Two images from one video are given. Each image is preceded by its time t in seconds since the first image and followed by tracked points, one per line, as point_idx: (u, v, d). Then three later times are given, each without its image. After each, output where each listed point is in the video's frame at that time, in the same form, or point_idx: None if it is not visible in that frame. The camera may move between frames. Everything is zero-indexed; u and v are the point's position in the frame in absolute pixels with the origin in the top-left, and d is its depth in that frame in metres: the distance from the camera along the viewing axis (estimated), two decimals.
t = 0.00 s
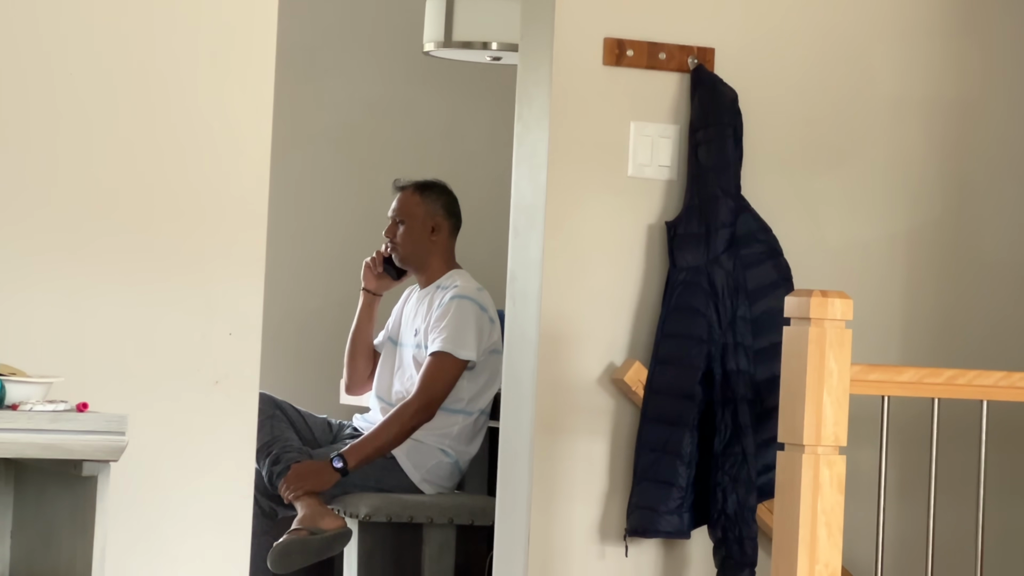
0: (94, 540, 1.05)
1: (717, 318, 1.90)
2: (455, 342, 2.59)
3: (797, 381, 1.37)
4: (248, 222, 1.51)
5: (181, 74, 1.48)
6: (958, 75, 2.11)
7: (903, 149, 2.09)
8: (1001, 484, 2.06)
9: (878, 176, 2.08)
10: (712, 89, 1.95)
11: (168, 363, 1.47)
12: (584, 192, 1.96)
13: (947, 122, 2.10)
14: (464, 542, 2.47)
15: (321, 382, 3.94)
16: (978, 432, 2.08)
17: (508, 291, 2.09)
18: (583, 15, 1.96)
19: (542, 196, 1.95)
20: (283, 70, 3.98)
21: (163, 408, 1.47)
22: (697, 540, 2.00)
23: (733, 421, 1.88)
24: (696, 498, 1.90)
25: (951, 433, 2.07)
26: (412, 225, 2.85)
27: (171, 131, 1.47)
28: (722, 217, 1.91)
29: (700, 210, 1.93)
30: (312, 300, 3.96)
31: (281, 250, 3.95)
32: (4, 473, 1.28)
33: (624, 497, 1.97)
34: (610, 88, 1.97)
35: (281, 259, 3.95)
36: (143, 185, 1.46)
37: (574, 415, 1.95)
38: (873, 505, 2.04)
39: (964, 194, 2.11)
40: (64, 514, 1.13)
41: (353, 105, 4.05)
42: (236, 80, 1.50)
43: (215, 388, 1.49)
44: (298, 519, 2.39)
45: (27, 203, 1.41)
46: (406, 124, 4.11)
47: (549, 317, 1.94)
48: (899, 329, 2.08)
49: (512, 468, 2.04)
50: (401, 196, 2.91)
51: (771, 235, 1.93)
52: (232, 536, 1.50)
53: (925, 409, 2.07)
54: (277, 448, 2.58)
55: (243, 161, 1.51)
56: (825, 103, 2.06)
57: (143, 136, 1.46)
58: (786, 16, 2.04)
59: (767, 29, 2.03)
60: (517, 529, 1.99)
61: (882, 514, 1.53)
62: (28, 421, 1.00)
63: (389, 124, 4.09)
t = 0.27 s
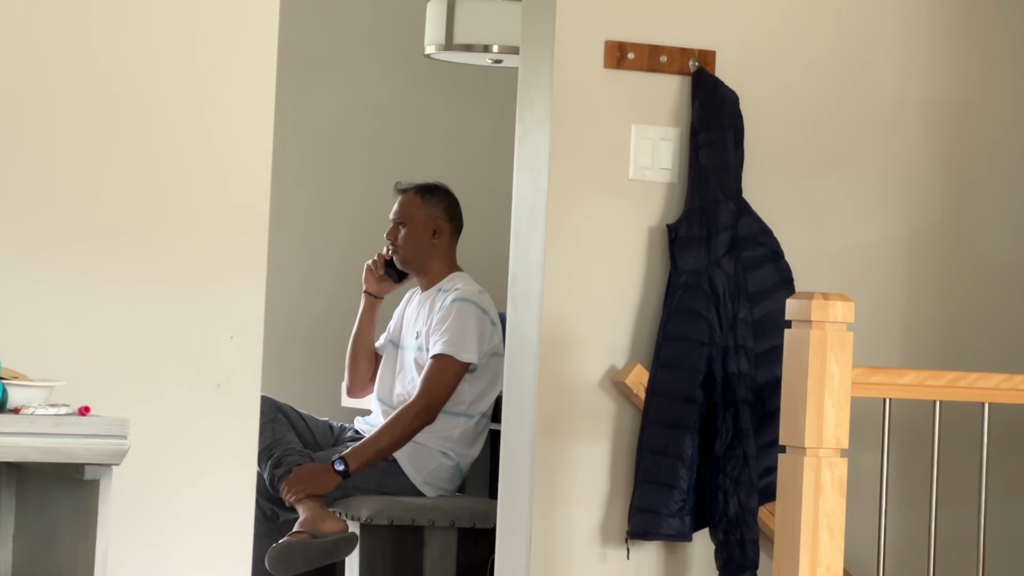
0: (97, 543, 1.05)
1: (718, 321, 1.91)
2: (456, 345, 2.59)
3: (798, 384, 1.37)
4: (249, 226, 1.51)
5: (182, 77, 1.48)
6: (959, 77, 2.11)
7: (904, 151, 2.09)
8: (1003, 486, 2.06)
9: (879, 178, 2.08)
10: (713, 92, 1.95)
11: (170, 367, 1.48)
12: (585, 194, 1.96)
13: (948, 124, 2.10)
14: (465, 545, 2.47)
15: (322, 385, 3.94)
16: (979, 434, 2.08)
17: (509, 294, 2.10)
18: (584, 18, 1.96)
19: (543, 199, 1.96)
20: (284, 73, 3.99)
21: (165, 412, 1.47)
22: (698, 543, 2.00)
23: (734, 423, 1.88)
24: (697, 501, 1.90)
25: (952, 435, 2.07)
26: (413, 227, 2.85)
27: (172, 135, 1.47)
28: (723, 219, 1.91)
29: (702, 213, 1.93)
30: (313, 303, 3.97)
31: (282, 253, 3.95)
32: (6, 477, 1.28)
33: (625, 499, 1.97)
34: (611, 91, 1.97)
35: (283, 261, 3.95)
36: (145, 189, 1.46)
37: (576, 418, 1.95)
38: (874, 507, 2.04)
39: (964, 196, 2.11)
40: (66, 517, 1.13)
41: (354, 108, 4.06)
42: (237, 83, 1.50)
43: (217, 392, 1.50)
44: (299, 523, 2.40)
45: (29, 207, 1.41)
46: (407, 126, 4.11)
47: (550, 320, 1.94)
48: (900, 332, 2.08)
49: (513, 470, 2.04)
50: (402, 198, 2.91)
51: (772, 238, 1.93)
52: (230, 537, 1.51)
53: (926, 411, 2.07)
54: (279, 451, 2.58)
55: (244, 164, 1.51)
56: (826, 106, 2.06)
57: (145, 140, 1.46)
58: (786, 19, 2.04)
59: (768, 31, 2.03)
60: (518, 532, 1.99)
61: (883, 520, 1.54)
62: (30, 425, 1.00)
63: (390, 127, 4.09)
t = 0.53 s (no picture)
0: (97, 547, 1.05)
1: (719, 322, 1.90)
2: (457, 347, 2.59)
3: (799, 386, 1.37)
4: (250, 228, 1.51)
5: (182, 78, 1.48)
6: (959, 80, 2.11)
7: (903, 153, 2.09)
8: (1003, 488, 2.06)
9: (878, 181, 2.08)
10: (714, 94, 1.95)
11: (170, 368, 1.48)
12: (585, 196, 1.96)
13: (948, 126, 2.11)
14: (465, 547, 2.47)
15: (323, 386, 3.94)
16: (980, 436, 2.08)
17: (509, 296, 2.10)
18: (584, 20, 1.96)
19: (543, 201, 1.96)
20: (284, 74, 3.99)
21: (166, 414, 1.47)
22: (699, 545, 2.00)
23: (734, 425, 1.88)
24: (697, 502, 1.90)
25: (953, 437, 2.07)
26: (413, 229, 2.85)
27: (172, 138, 1.48)
28: (723, 221, 1.91)
29: (702, 214, 1.93)
30: (313, 305, 3.97)
31: (283, 254, 3.95)
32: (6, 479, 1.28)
33: (625, 501, 1.97)
34: (611, 93, 1.97)
35: (283, 263, 3.95)
36: (145, 191, 1.46)
37: (576, 420, 1.95)
38: (875, 509, 2.04)
39: (964, 198, 2.11)
40: (67, 520, 1.13)
41: (355, 110, 4.06)
42: (237, 85, 1.50)
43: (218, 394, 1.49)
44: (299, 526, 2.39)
45: (29, 210, 1.41)
46: (407, 128, 4.11)
47: (551, 321, 1.94)
48: (901, 333, 2.08)
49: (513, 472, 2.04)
50: (402, 200, 2.91)
51: (772, 239, 1.94)
52: (229, 539, 1.50)
53: (927, 413, 2.07)
54: (279, 453, 2.57)
55: (246, 165, 1.51)
56: (826, 107, 2.06)
57: (144, 142, 1.46)
58: (787, 20, 2.04)
59: (768, 33, 2.03)
60: (519, 533, 1.99)
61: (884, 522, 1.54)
62: (31, 427, 0.99)
63: (391, 128, 4.09)
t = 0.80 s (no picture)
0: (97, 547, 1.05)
1: (719, 323, 1.90)
2: (456, 347, 2.59)
3: (799, 387, 1.37)
4: (250, 228, 1.51)
5: (181, 78, 1.48)
6: (959, 81, 2.11)
7: (903, 154, 2.09)
8: (1003, 490, 2.05)
9: (878, 182, 2.08)
10: (714, 95, 1.95)
11: (169, 370, 1.47)
12: (586, 197, 1.96)
13: (948, 127, 2.10)
14: (465, 548, 2.47)
15: (322, 387, 3.94)
16: (980, 437, 2.08)
17: (510, 297, 2.10)
18: (584, 21, 1.96)
19: (543, 202, 1.95)
20: (284, 75, 3.99)
21: (166, 416, 1.47)
22: (699, 546, 2.00)
23: (734, 426, 1.88)
24: (697, 504, 1.90)
25: (953, 438, 2.07)
26: (413, 230, 2.85)
27: (172, 138, 1.47)
28: (723, 222, 1.91)
29: (702, 215, 1.93)
30: (313, 306, 3.97)
31: (282, 255, 3.95)
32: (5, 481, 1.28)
33: (626, 502, 1.97)
34: (611, 94, 1.97)
35: (283, 264, 3.95)
36: (145, 192, 1.46)
37: (576, 421, 1.95)
38: (875, 511, 2.04)
39: (964, 199, 2.11)
40: (66, 521, 1.13)
41: (355, 111, 4.06)
42: (237, 86, 1.50)
43: (218, 395, 1.49)
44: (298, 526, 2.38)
45: (29, 210, 1.41)
46: (407, 129, 4.11)
47: (551, 322, 1.94)
48: (901, 334, 2.08)
49: (513, 473, 2.04)
50: (402, 201, 2.91)
51: (772, 240, 1.94)
52: (228, 541, 1.50)
53: (927, 414, 2.07)
54: (279, 454, 2.57)
55: (246, 166, 1.50)
56: (826, 108, 2.06)
57: (144, 143, 1.46)
58: (787, 21, 2.04)
59: (768, 34, 2.03)
60: (519, 534, 1.98)
61: (884, 523, 1.54)
62: (31, 428, 0.99)
63: (390, 129, 4.09)
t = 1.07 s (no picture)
0: (97, 545, 1.05)
1: (719, 323, 1.91)
2: (456, 346, 2.59)
3: (799, 386, 1.37)
4: (251, 227, 1.51)
5: (181, 77, 1.48)
6: (958, 80, 2.11)
7: (903, 154, 2.09)
8: (1003, 489, 2.06)
9: (878, 181, 2.08)
10: (714, 94, 1.95)
11: (169, 368, 1.47)
12: (586, 196, 1.96)
13: (948, 127, 2.11)
14: (465, 547, 2.47)
15: (322, 387, 3.94)
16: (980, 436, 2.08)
17: (509, 296, 2.10)
18: (584, 20, 1.96)
19: (543, 201, 1.95)
20: (284, 75, 3.99)
21: (166, 414, 1.47)
22: (699, 545, 2.00)
23: (734, 426, 1.88)
24: (697, 503, 1.90)
25: (952, 438, 2.07)
26: (413, 229, 2.85)
27: (173, 137, 1.47)
28: (723, 222, 1.91)
29: (703, 215, 1.93)
30: (313, 305, 3.97)
31: (282, 255, 3.95)
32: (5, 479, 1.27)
33: (625, 502, 1.97)
34: (611, 93, 1.97)
35: (283, 263, 3.95)
36: (145, 190, 1.46)
37: (576, 420, 1.95)
38: (874, 510, 2.04)
39: (964, 199, 2.11)
40: (67, 519, 1.13)
41: (355, 110, 4.06)
42: (237, 86, 1.50)
43: (218, 394, 1.49)
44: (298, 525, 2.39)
45: (29, 209, 1.41)
46: (407, 128, 4.11)
47: (551, 322, 1.94)
48: (901, 334, 2.08)
49: (513, 473, 2.04)
50: (402, 200, 2.91)
51: (772, 240, 1.94)
52: (228, 541, 1.50)
53: (927, 413, 2.07)
54: (279, 453, 2.57)
55: (247, 164, 1.50)
56: (826, 108, 2.06)
57: (144, 141, 1.46)
58: (787, 21, 2.04)
59: (769, 34, 2.03)
60: (518, 533, 1.99)
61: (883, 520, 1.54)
62: (32, 426, 0.99)
63: (390, 128, 4.09)
